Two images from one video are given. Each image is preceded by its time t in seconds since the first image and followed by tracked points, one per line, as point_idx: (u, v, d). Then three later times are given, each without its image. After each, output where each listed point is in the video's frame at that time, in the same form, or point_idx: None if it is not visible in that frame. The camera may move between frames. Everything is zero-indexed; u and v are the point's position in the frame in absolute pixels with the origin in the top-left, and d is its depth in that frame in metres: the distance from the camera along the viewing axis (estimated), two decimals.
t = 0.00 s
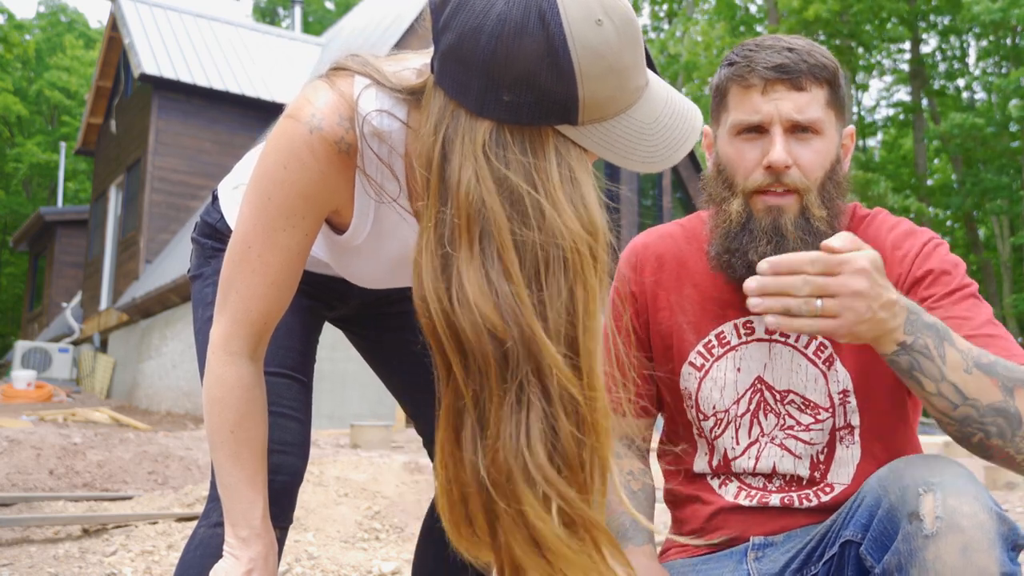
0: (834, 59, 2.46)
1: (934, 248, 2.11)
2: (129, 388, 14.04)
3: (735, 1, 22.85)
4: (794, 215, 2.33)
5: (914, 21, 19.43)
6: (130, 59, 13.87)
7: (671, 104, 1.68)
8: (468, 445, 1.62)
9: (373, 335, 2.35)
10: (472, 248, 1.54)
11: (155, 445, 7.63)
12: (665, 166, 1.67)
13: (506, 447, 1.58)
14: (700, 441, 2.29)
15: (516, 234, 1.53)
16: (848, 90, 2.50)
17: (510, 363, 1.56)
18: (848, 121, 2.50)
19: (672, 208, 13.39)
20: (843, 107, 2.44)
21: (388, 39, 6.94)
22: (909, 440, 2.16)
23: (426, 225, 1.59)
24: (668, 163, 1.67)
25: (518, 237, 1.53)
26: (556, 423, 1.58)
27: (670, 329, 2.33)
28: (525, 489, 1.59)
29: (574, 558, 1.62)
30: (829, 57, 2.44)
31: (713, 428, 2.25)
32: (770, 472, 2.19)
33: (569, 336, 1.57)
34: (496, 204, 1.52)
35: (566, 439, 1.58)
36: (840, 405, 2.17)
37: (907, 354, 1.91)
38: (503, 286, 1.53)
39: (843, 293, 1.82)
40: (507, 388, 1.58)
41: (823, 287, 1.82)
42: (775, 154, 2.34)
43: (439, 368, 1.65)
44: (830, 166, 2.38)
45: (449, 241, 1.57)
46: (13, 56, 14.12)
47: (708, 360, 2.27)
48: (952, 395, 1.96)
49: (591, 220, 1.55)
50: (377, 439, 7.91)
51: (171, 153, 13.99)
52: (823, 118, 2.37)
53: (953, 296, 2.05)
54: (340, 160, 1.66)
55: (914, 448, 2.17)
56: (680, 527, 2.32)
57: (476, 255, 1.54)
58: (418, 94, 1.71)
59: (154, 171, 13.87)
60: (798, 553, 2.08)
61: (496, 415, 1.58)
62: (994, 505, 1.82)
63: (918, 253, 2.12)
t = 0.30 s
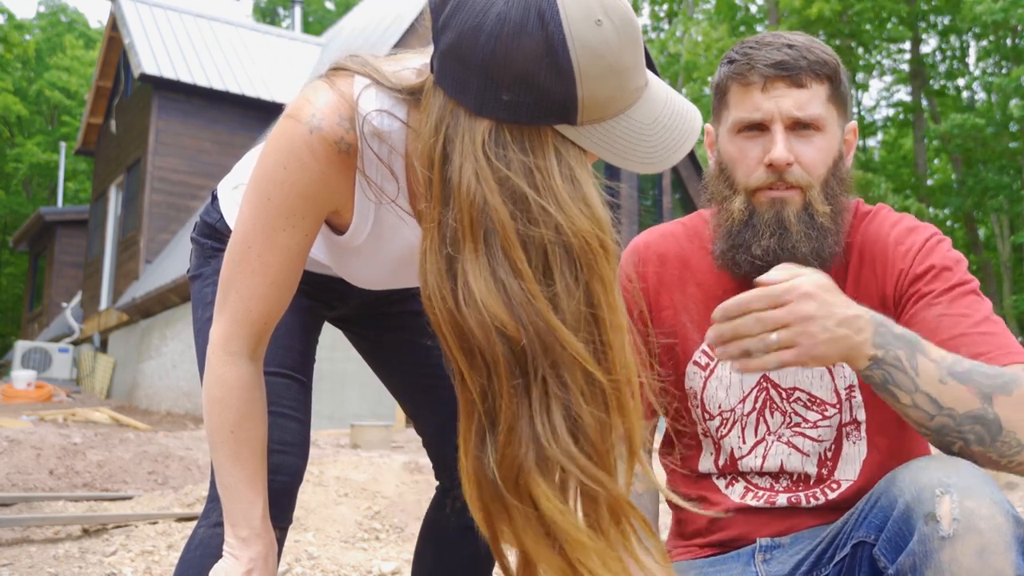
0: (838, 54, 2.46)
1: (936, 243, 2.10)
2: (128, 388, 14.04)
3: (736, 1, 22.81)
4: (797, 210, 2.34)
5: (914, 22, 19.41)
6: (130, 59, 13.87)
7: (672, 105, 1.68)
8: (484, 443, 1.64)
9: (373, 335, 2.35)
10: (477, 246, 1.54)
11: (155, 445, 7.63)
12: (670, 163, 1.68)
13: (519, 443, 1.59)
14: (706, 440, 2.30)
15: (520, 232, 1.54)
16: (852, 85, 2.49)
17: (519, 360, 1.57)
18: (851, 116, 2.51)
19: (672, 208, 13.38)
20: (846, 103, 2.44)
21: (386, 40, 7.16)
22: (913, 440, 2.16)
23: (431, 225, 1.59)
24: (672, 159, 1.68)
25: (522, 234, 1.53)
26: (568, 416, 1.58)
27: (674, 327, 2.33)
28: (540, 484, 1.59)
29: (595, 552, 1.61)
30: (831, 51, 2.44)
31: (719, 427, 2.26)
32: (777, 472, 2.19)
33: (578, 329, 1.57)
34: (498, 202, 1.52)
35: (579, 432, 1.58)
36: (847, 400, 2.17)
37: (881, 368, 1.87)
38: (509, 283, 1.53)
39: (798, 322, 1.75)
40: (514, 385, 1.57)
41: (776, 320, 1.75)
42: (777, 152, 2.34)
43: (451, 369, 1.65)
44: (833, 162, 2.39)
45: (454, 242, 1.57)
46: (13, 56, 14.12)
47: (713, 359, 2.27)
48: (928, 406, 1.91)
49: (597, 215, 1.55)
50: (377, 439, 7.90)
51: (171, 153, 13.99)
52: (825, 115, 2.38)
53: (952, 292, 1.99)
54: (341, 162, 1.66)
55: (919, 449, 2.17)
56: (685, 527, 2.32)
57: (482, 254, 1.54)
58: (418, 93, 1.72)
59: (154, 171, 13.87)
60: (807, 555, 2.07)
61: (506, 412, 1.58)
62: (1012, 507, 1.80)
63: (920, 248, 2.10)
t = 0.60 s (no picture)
0: (838, 46, 2.38)
1: (935, 236, 2.14)
2: (128, 388, 14.04)
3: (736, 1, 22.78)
4: (769, 207, 2.32)
5: (914, 21, 19.40)
6: (130, 59, 13.87)
7: (669, 104, 1.68)
8: (476, 444, 1.63)
9: (370, 335, 2.35)
10: (472, 243, 1.54)
11: (155, 445, 7.63)
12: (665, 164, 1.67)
13: (512, 441, 1.58)
14: (711, 436, 2.31)
15: (515, 230, 1.54)
16: (859, 73, 2.40)
17: (516, 358, 1.56)
18: (863, 110, 2.43)
19: (672, 208, 13.37)
20: (840, 100, 2.37)
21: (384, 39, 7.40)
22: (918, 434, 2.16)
23: (424, 222, 1.59)
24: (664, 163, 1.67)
25: (517, 233, 1.54)
26: (564, 414, 1.57)
27: (682, 321, 2.34)
28: (535, 483, 1.59)
29: (590, 551, 1.61)
30: (827, 45, 2.35)
31: (727, 422, 2.27)
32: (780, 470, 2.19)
33: (573, 327, 1.57)
34: (493, 199, 1.52)
35: (575, 429, 1.57)
36: (850, 393, 2.17)
37: (802, 443, 1.91)
38: (506, 281, 1.53)
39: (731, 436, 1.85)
40: (510, 382, 1.57)
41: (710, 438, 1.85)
42: (745, 149, 2.32)
43: (444, 369, 1.65)
44: (819, 161, 2.34)
45: (448, 239, 1.57)
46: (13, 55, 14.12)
47: (722, 354, 2.28)
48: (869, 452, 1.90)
49: (592, 213, 1.56)
50: (377, 439, 7.90)
51: (171, 153, 13.99)
52: (807, 114, 2.33)
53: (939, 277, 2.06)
54: (339, 161, 1.66)
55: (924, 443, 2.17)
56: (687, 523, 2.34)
57: (477, 251, 1.54)
58: (416, 92, 1.71)
59: (154, 171, 13.87)
60: (809, 556, 2.08)
61: (501, 410, 1.57)
62: (1014, 507, 1.79)
63: (917, 235, 2.14)
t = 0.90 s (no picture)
0: (824, 49, 2.37)
1: (934, 242, 2.11)
2: (128, 388, 14.05)
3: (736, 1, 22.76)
4: (769, 220, 2.31)
5: (914, 22, 19.42)
6: (130, 59, 13.87)
7: (668, 104, 1.67)
8: (473, 444, 1.63)
9: (369, 336, 2.35)
10: (472, 243, 1.54)
11: (155, 445, 7.63)
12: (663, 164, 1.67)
13: (510, 442, 1.58)
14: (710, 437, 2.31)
15: (515, 230, 1.54)
16: (850, 73, 2.39)
17: (515, 359, 1.56)
18: (856, 110, 2.43)
19: (672, 208, 13.37)
20: (831, 106, 2.36)
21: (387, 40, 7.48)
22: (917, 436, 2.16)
23: (423, 223, 1.59)
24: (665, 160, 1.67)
25: (517, 233, 1.53)
26: (562, 415, 1.57)
27: (684, 324, 2.34)
28: (531, 484, 1.59)
29: (584, 551, 1.62)
30: (812, 52, 2.35)
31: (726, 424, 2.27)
32: (779, 470, 2.19)
33: (572, 327, 1.57)
34: (493, 199, 1.52)
35: (572, 430, 1.57)
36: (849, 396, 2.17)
37: (830, 417, 1.88)
38: (506, 280, 1.53)
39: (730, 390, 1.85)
40: (509, 383, 1.57)
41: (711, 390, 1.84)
42: (741, 165, 2.33)
43: (441, 370, 1.65)
44: (814, 169, 2.33)
45: (448, 239, 1.57)
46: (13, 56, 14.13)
47: (721, 356, 2.28)
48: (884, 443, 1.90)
49: (592, 213, 1.55)
50: (377, 439, 7.90)
51: (171, 153, 14.00)
52: (800, 124, 2.32)
53: (937, 291, 2.03)
54: (338, 162, 1.66)
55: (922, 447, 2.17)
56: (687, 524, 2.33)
57: (477, 251, 1.54)
58: (414, 93, 1.71)
59: (154, 171, 13.87)
60: (803, 555, 2.07)
61: (500, 410, 1.57)
62: (1000, 509, 1.80)
63: (915, 244, 2.11)
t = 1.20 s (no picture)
0: (826, 57, 2.39)
1: (936, 248, 2.12)
2: (128, 388, 14.05)
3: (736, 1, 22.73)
4: (781, 226, 2.31)
5: (914, 22, 19.42)
6: (130, 59, 13.87)
7: (668, 105, 1.68)
8: (456, 447, 1.62)
9: (369, 336, 2.35)
10: (466, 243, 1.54)
11: (155, 445, 7.63)
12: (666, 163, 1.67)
13: (494, 444, 1.57)
14: (713, 438, 2.31)
15: (510, 230, 1.54)
16: (851, 78, 2.42)
17: (507, 358, 1.56)
18: (855, 112, 2.44)
19: (672, 208, 13.36)
20: (835, 109, 2.37)
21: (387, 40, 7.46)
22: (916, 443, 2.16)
23: (417, 223, 1.59)
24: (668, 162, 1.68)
25: (511, 233, 1.54)
26: (549, 417, 1.57)
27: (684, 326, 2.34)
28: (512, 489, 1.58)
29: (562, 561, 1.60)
30: (816, 57, 2.36)
31: (727, 425, 2.27)
32: (780, 470, 2.19)
33: (563, 330, 1.57)
34: (489, 200, 1.52)
35: (558, 433, 1.57)
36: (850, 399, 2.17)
37: (837, 408, 1.92)
38: (498, 280, 1.53)
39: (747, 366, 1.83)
40: (497, 383, 1.57)
41: (726, 363, 1.83)
42: (754, 173, 2.32)
43: (432, 368, 1.65)
44: (822, 173, 2.34)
45: (442, 237, 1.56)
46: (14, 55, 14.14)
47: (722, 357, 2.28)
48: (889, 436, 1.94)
49: (587, 215, 1.56)
50: (377, 439, 7.90)
51: (171, 153, 13.99)
52: (807, 129, 2.33)
53: (944, 297, 2.03)
54: (337, 162, 1.66)
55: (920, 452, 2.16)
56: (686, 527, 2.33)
57: (471, 250, 1.54)
58: (413, 93, 1.72)
59: (154, 171, 13.87)
60: (804, 552, 2.07)
61: (488, 410, 1.57)
62: (1004, 505, 1.81)
63: (918, 250, 2.12)
